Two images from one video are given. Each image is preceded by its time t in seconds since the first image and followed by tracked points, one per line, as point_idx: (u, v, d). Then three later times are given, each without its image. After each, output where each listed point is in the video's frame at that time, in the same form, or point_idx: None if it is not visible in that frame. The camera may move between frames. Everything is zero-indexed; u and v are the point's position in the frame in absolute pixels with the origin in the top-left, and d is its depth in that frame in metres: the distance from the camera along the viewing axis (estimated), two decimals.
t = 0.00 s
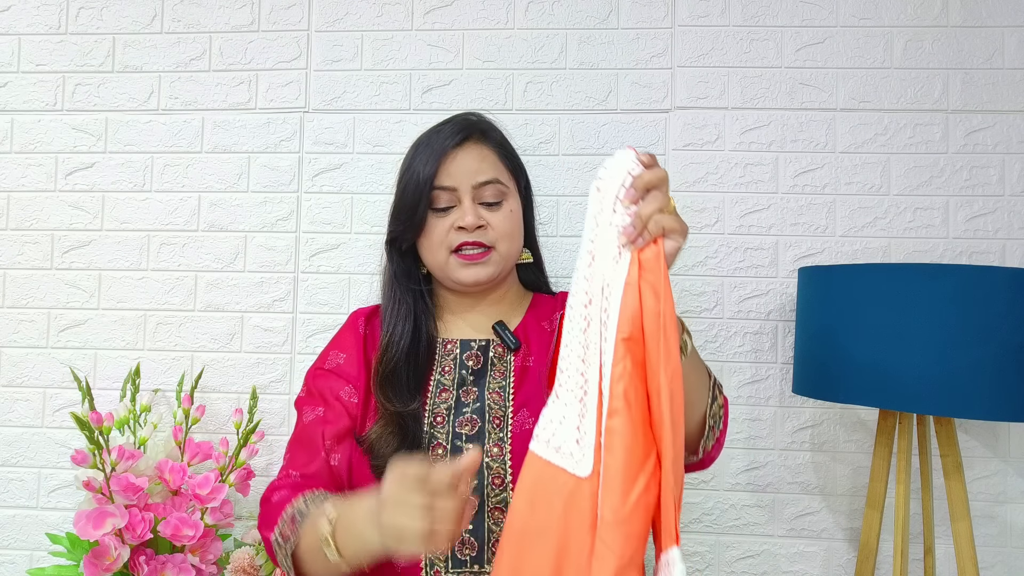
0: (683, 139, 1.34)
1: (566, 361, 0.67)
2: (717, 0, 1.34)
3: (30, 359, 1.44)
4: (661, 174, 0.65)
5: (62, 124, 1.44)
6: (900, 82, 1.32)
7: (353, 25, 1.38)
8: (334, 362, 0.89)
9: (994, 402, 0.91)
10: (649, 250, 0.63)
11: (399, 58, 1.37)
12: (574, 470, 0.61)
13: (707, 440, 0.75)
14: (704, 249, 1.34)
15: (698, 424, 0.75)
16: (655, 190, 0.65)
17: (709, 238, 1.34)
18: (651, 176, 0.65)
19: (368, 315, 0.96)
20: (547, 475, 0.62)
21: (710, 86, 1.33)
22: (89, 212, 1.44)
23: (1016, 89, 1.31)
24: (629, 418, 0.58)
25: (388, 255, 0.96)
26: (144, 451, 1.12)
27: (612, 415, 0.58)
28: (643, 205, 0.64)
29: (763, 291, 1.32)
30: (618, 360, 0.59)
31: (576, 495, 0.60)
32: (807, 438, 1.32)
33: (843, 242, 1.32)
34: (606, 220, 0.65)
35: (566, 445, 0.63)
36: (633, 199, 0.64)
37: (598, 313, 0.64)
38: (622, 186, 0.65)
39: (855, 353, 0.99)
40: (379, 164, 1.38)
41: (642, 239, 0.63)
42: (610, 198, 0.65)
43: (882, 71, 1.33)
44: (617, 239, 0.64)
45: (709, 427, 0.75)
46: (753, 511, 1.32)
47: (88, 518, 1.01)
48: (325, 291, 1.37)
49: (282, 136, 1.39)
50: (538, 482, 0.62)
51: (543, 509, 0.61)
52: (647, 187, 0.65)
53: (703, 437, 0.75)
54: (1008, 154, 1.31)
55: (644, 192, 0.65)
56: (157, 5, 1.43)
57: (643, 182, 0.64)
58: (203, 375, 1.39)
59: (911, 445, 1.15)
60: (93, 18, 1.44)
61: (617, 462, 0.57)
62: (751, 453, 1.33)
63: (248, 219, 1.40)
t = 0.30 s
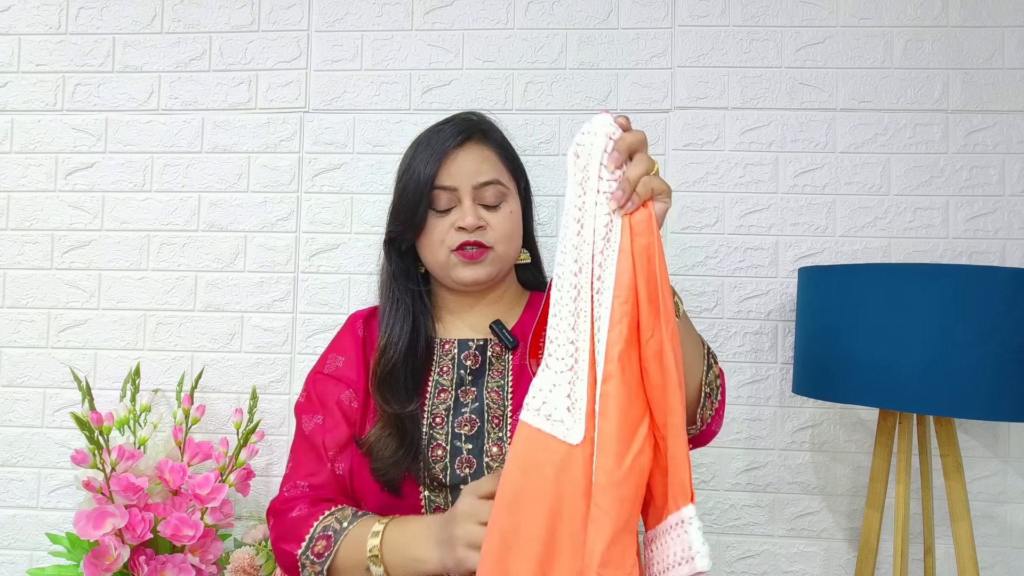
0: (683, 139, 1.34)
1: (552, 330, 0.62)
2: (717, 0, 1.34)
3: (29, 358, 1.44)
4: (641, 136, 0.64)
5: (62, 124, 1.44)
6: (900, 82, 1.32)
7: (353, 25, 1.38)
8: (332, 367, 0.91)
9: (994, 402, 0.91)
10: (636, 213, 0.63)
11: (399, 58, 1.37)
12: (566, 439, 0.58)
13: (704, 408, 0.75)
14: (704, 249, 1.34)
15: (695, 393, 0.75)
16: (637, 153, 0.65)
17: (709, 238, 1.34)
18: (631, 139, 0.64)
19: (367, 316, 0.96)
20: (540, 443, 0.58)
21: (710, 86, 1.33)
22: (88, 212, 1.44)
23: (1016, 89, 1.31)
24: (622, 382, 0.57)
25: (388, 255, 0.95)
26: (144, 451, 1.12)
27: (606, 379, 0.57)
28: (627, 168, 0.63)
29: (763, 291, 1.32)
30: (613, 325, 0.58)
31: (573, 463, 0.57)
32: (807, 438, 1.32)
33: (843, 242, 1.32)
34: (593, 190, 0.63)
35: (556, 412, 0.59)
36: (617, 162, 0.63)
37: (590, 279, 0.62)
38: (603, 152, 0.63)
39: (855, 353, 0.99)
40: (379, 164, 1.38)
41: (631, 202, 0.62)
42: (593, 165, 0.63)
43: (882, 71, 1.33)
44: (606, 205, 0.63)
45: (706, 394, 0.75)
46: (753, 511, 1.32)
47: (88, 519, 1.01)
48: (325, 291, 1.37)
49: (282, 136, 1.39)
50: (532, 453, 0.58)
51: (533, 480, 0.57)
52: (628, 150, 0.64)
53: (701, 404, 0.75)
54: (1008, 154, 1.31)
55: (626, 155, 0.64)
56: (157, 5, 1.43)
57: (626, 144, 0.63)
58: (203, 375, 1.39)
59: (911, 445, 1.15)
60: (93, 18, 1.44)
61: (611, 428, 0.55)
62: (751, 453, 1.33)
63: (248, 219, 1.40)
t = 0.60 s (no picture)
0: (683, 139, 1.34)
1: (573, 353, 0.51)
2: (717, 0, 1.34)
3: (30, 358, 1.44)
4: (648, 152, 0.56)
5: (62, 124, 1.44)
6: (900, 82, 1.32)
7: (353, 25, 1.38)
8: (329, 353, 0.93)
9: (995, 403, 0.91)
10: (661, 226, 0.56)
11: (399, 58, 1.37)
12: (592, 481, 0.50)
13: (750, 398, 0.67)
14: (704, 249, 1.34)
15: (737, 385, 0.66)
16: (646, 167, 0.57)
17: (709, 238, 1.34)
18: (637, 154, 0.56)
19: (369, 310, 0.98)
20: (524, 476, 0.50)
21: (710, 86, 1.33)
22: (88, 212, 1.44)
23: (1016, 89, 1.31)
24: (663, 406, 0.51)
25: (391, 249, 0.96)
26: (144, 451, 1.12)
27: (648, 406, 0.51)
28: (642, 183, 0.56)
29: (764, 291, 1.32)
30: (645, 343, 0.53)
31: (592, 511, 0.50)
32: (807, 438, 1.32)
33: (843, 242, 1.32)
34: (609, 205, 0.54)
35: (579, 449, 0.50)
36: (629, 183, 0.56)
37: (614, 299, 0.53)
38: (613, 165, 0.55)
39: (856, 354, 0.99)
40: (379, 164, 1.38)
41: (653, 216, 0.55)
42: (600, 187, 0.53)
43: (882, 71, 1.33)
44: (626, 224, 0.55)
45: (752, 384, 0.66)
46: (754, 511, 1.32)
47: (88, 519, 1.01)
48: (326, 291, 1.37)
49: (282, 136, 1.39)
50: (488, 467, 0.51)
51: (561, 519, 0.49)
52: (637, 165, 0.56)
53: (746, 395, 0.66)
54: (1008, 154, 1.31)
55: (637, 173, 0.56)
56: (157, 5, 1.43)
57: (633, 164, 0.56)
58: (203, 375, 1.39)
59: (911, 445, 1.15)
60: (93, 18, 1.44)
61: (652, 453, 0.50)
62: (751, 453, 1.33)
63: (248, 219, 1.40)
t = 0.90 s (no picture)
0: (682, 139, 1.34)
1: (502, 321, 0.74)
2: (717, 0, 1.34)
3: (30, 359, 1.44)
4: (672, 172, 0.78)
5: (62, 125, 1.44)
6: (900, 82, 1.32)
7: (353, 25, 1.38)
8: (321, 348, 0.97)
9: (994, 403, 0.91)
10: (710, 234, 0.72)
11: (399, 58, 1.37)
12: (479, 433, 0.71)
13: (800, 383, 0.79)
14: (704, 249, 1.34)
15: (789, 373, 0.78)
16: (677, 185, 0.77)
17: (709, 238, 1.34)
18: (666, 178, 0.77)
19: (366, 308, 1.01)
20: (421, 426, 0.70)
21: (710, 87, 1.33)
22: (88, 212, 1.44)
23: (1016, 89, 1.31)
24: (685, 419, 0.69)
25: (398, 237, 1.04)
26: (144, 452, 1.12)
27: (672, 418, 0.69)
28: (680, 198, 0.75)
29: (763, 291, 1.32)
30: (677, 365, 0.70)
31: (518, 489, 0.71)
32: (807, 438, 1.32)
33: (843, 242, 1.32)
34: (607, 214, 0.76)
35: (479, 406, 0.72)
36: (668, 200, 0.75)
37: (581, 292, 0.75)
38: (625, 191, 0.77)
39: (855, 353, 0.99)
40: (379, 164, 1.38)
41: (703, 225, 0.73)
42: (617, 199, 0.77)
43: (882, 71, 1.33)
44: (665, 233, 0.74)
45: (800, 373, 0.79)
46: (753, 511, 1.32)
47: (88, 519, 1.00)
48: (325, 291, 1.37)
49: (282, 136, 1.39)
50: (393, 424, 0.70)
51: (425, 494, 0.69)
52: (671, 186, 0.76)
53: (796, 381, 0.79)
54: (1008, 154, 1.31)
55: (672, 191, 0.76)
56: (157, 5, 1.43)
57: (666, 185, 0.76)
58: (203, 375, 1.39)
59: (910, 445, 1.15)
60: (93, 18, 1.44)
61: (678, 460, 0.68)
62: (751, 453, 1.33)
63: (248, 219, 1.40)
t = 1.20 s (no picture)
0: (683, 139, 1.33)
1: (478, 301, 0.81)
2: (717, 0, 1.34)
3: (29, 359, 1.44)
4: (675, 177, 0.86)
5: (61, 124, 1.44)
6: (901, 82, 1.32)
7: (353, 25, 1.38)
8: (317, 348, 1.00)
9: (995, 403, 0.91)
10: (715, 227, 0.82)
11: (399, 57, 1.37)
12: (438, 399, 0.78)
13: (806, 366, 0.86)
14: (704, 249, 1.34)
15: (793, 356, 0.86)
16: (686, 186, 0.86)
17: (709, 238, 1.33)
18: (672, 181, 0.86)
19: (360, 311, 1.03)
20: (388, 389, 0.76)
21: (710, 87, 1.33)
22: (88, 212, 1.43)
23: (1016, 89, 1.31)
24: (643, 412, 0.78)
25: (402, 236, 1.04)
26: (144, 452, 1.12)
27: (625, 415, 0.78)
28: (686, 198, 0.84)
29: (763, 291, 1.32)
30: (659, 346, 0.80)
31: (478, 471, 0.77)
32: (807, 438, 1.32)
33: (843, 242, 1.32)
34: (591, 216, 0.84)
35: (445, 373, 0.78)
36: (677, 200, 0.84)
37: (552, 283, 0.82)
38: (610, 202, 0.85)
39: (855, 353, 0.99)
40: (379, 163, 1.37)
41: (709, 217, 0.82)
42: (602, 207, 0.84)
43: (882, 71, 1.33)
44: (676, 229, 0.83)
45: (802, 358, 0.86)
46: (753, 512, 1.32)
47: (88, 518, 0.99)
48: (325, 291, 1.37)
49: (282, 135, 1.39)
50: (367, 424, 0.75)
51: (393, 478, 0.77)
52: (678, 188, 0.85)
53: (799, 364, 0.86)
54: (1009, 154, 1.31)
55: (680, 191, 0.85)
56: (157, 5, 1.42)
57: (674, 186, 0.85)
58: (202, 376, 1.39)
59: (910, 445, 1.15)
60: (93, 18, 1.44)
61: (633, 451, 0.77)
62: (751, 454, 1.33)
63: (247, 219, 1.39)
